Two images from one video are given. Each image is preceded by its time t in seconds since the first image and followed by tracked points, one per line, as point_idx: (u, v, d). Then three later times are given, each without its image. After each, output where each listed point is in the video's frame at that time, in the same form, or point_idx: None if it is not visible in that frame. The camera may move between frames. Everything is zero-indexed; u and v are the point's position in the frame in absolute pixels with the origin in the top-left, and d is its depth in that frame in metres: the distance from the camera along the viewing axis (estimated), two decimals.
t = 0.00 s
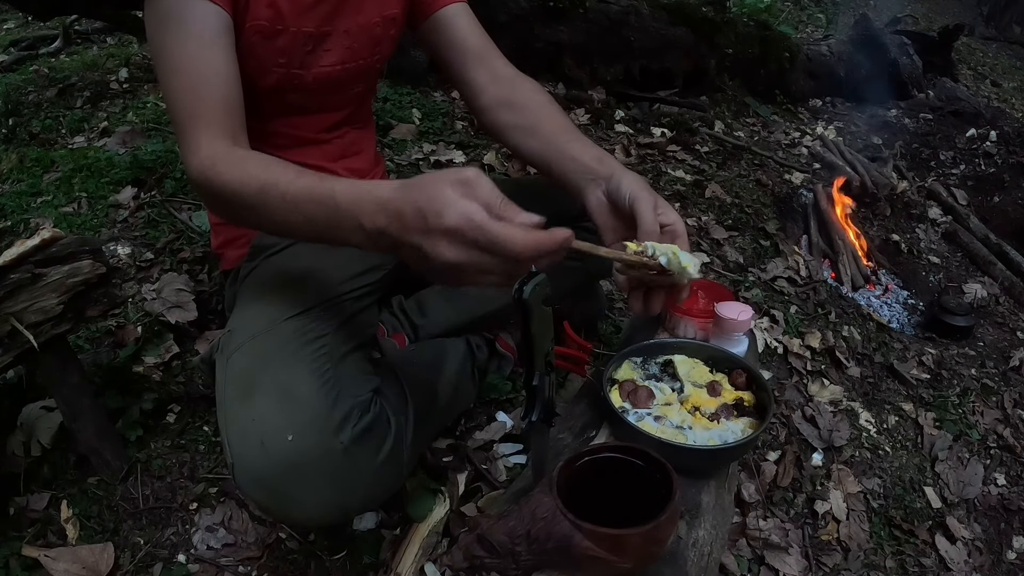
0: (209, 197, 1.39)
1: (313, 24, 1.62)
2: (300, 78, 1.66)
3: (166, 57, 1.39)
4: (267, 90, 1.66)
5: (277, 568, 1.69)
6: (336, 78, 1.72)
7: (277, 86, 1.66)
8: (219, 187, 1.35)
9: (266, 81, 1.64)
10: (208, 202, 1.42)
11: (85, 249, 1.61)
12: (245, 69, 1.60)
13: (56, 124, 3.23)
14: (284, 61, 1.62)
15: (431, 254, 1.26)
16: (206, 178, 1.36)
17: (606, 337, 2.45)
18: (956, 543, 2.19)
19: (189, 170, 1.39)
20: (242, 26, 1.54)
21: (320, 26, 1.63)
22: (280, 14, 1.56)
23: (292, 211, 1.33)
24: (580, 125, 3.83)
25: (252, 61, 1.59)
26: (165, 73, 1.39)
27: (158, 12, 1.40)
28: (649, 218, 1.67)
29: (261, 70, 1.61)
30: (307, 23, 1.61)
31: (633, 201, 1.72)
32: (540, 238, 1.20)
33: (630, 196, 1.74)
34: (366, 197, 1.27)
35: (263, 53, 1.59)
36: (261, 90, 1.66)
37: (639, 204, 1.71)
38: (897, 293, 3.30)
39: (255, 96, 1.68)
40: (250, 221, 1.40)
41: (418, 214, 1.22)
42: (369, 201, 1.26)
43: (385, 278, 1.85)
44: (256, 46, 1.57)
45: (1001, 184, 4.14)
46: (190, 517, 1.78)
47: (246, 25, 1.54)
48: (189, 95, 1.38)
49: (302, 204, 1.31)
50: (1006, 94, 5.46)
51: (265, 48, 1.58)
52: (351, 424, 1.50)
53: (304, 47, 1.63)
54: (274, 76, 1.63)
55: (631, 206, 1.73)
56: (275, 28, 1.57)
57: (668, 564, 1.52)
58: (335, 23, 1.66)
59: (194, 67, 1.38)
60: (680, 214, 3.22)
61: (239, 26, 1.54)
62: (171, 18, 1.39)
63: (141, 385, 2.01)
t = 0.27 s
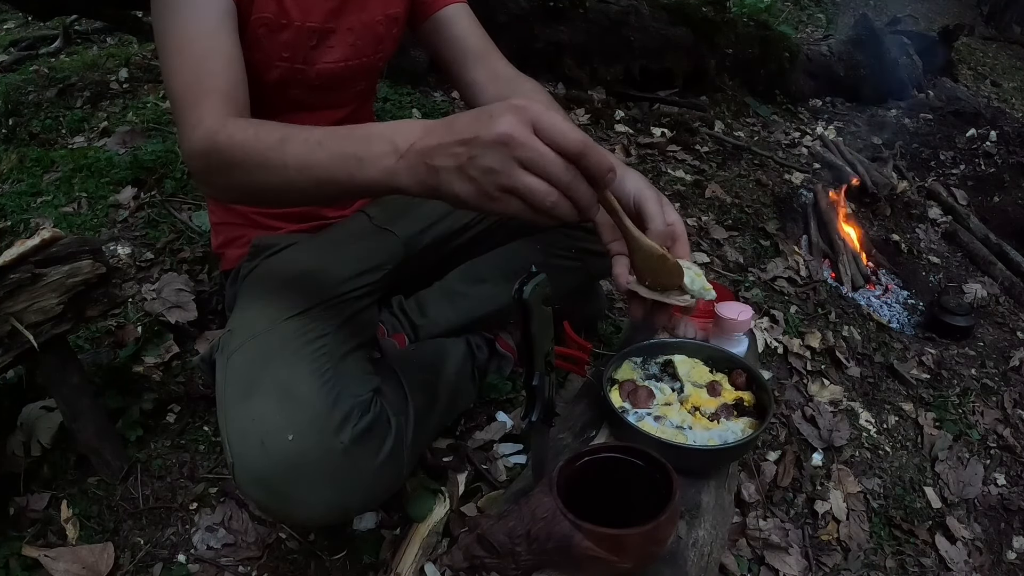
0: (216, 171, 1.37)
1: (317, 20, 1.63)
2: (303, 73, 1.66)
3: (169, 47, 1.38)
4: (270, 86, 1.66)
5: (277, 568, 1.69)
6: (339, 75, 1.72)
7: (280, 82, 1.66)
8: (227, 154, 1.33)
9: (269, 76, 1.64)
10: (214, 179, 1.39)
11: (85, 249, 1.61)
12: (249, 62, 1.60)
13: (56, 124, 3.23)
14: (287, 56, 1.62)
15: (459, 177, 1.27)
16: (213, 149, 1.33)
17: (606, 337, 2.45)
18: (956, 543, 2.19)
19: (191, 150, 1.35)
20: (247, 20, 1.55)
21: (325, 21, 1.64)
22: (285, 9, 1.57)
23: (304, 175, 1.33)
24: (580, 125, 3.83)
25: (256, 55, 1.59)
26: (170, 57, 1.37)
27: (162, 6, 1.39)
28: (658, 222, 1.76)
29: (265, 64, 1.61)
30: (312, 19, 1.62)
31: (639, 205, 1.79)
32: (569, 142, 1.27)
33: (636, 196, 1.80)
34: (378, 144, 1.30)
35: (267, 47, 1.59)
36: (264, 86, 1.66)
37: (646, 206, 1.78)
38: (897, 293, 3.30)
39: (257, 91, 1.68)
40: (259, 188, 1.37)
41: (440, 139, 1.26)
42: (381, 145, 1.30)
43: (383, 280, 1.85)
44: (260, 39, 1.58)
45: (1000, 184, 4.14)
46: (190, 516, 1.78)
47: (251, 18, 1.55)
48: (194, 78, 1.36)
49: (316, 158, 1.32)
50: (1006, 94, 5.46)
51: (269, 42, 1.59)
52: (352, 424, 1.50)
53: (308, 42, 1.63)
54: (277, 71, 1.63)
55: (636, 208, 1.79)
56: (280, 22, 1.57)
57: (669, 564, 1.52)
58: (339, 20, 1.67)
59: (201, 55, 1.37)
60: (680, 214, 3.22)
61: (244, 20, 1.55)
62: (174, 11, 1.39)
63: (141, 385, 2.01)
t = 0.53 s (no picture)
0: (216, 172, 1.37)
1: (318, 19, 1.62)
2: (304, 72, 1.66)
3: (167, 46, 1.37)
4: (271, 84, 1.66)
5: (277, 568, 1.69)
6: (339, 74, 1.72)
7: (280, 81, 1.65)
8: (227, 155, 1.33)
9: (269, 75, 1.64)
10: (213, 180, 1.39)
11: (85, 249, 1.61)
12: (249, 61, 1.61)
13: (56, 124, 3.23)
14: (288, 55, 1.62)
15: (454, 172, 1.27)
16: (213, 150, 1.33)
17: (606, 337, 2.45)
18: (956, 543, 2.19)
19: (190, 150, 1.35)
20: (248, 18, 1.55)
21: (325, 21, 1.64)
22: (286, 8, 1.57)
23: (304, 178, 1.34)
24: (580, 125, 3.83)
25: (256, 54, 1.59)
26: (169, 57, 1.37)
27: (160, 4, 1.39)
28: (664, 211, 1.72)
29: (265, 63, 1.61)
30: (312, 18, 1.62)
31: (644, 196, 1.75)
32: (554, 123, 1.28)
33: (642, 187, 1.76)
34: (377, 149, 1.33)
35: (267, 45, 1.59)
36: (264, 84, 1.66)
37: (652, 198, 1.73)
38: (897, 293, 3.30)
39: (258, 90, 1.68)
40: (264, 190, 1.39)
41: (436, 140, 1.28)
42: (380, 150, 1.33)
43: (383, 280, 1.85)
44: (261, 38, 1.58)
45: (1001, 184, 4.13)
46: (190, 517, 1.78)
47: (252, 17, 1.55)
48: (195, 76, 1.36)
49: (316, 161, 1.34)
50: (1006, 94, 5.46)
51: (270, 40, 1.58)
52: (352, 424, 1.50)
53: (309, 41, 1.63)
54: (277, 70, 1.63)
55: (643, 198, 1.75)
56: (280, 21, 1.58)
57: (668, 564, 1.52)
58: (340, 19, 1.66)
59: (202, 53, 1.37)
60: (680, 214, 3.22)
61: (245, 18, 1.55)
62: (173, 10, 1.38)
63: (141, 385, 2.01)
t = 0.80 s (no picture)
0: (217, 173, 1.37)
1: (318, 19, 1.62)
2: (304, 72, 1.66)
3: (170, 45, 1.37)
4: (270, 84, 1.66)
5: (277, 568, 1.69)
6: (339, 74, 1.71)
7: (280, 81, 1.65)
8: (229, 156, 1.33)
9: (269, 75, 1.64)
10: (213, 180, 1.39)
11: (85, 250, 1.61)
12: (250, 61, 1.60)
13: (56, 124, 3.23)
14: (288, 55, 1.61)
15: (462, 177, 1.27)
16: (216, 151, 1.33)
17: (606, 337, 2.45)
18: (955, 543, 2.19)
19: (192, 150, 1.35)
20: (249, 18, 1.55)
21: (325, 21, 1.64)
22: (286, 8, 1.57)
23: (309, 181, 1.34)
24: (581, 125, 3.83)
25: (257, 53, 1.59)
26: (172, 57, 1.37)
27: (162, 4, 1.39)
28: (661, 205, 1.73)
29: (266, 63, 1.61)
30: (312, 18, 1.61)
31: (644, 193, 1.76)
32: (561, 125, 1.31)
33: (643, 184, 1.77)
34: (383, 157, 1.34)
35: (268, 45, 1.59)
36: (264, 84, 1.66)
37: (652, 195, 1.74)
38: (897, 293, 3.29)
39: (257, 90, 1.68)
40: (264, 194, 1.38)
41: (444, 147, 1.29)
42: (386, 157, 1.34)
43: (384, 280, 1.85)
44: (261, 38, 1.58)
45: (1000, 184, 4.13)
46: (190, 517, 1.78)
47: (253, 16, 1.55)
48: (196, 75, 1.36)
49: (320, 164, 1.34)
50: (1006, 94, 5.46)
51: (270, 40, 1.58)
52: (352, 423, 1.50)
53: (309, 41, 1.63)
54: (277, 70, 1.63)
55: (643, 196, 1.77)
56: (280, 21, 1.58)
57: (668, 564, 1.52)
58: (340, 20, 1.66)
59: (204, 52, 1.37)
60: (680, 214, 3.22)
61: (246, 18, 1.55)
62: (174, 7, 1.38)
63: (140, 385, 2.01)
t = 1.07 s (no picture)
0: (214, 174, 1.37)
1: (317, 20, 1.63)
2: (303, 72, 1.66)
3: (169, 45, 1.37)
4: (270, 84, 1.66)
5: (277, 568, 1.69)
6: (338, 74, 1.71)
7: (280, 81, 1.65)
8: (228, 157, 1.33)
9: (269, 75, 1.64)
10: (209, 181, 1.39)
11: (85, 250, 1.61)
12: (249, 61, 1.61)
13: (56, 124, 3.23)
14: (287, 55, 1.62)
15: (464, 177, 1.27)
16: (214, 151, 1.33)
17: (606, 337, 2.45)
18: (956, 543, 2.19)
19: (189, 150, 1.35)
20: (248, 19, 1.56)
21: (325, 21, 1.64)
22: (286, 8, 1.58)
23: (307, 182, 1.34)
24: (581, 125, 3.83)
25: (256, 53, 1.60)
26: (170, 57, 1.37)
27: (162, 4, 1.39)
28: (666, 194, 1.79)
29: (265, 63, 1.61)
30: (312, 18, 1.62)
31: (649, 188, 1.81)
32: (561, 126, 1.34)
33: (646, 179, 1.84)
34: (382, 159, 1.34)
35: (267, 45, 1.59)
36: (264, 85, 1.66)
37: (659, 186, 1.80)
38: (897, 293, 3.29)
39: (256, 91, 1.68)
40: (261, 196, 1.38)
41: (445, 149, 1.30)
42: (386, 160, 1.34)
43: (384, 279, 1.85)
44: (261, 38, 1.58)
45: (1001, 184, 4.13)
46: (190, 516, 1.78)
47: (253, 16, 1.56)
48: (194, 75, 1.36)
49: (319, 166, 1.34)
50: (1006, 94, 5.46)
51: (270, 41, 1.59)
52: (352, 423, 1.49)
53: (309, 42, 1.63)
54: (277, 70, 1.63)
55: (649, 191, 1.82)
56: (280, 22, 1.58)
57: (668, 564, 1.52)
58: (339, 20, 1.66)
59: (201, 52, 1.37)
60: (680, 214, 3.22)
61: (246, 18, 1.56)
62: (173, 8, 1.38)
63: (140, 385, 2.01)
